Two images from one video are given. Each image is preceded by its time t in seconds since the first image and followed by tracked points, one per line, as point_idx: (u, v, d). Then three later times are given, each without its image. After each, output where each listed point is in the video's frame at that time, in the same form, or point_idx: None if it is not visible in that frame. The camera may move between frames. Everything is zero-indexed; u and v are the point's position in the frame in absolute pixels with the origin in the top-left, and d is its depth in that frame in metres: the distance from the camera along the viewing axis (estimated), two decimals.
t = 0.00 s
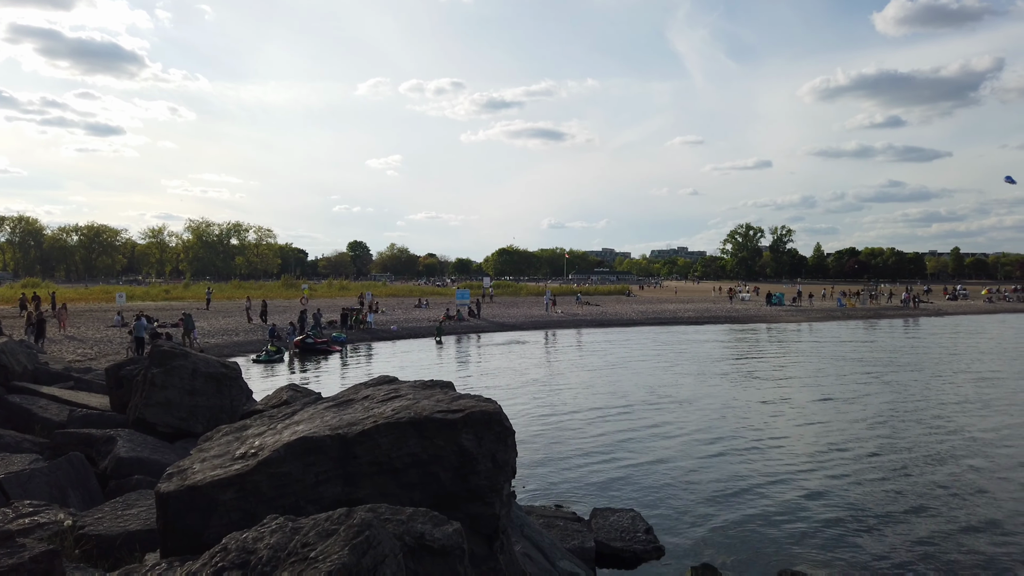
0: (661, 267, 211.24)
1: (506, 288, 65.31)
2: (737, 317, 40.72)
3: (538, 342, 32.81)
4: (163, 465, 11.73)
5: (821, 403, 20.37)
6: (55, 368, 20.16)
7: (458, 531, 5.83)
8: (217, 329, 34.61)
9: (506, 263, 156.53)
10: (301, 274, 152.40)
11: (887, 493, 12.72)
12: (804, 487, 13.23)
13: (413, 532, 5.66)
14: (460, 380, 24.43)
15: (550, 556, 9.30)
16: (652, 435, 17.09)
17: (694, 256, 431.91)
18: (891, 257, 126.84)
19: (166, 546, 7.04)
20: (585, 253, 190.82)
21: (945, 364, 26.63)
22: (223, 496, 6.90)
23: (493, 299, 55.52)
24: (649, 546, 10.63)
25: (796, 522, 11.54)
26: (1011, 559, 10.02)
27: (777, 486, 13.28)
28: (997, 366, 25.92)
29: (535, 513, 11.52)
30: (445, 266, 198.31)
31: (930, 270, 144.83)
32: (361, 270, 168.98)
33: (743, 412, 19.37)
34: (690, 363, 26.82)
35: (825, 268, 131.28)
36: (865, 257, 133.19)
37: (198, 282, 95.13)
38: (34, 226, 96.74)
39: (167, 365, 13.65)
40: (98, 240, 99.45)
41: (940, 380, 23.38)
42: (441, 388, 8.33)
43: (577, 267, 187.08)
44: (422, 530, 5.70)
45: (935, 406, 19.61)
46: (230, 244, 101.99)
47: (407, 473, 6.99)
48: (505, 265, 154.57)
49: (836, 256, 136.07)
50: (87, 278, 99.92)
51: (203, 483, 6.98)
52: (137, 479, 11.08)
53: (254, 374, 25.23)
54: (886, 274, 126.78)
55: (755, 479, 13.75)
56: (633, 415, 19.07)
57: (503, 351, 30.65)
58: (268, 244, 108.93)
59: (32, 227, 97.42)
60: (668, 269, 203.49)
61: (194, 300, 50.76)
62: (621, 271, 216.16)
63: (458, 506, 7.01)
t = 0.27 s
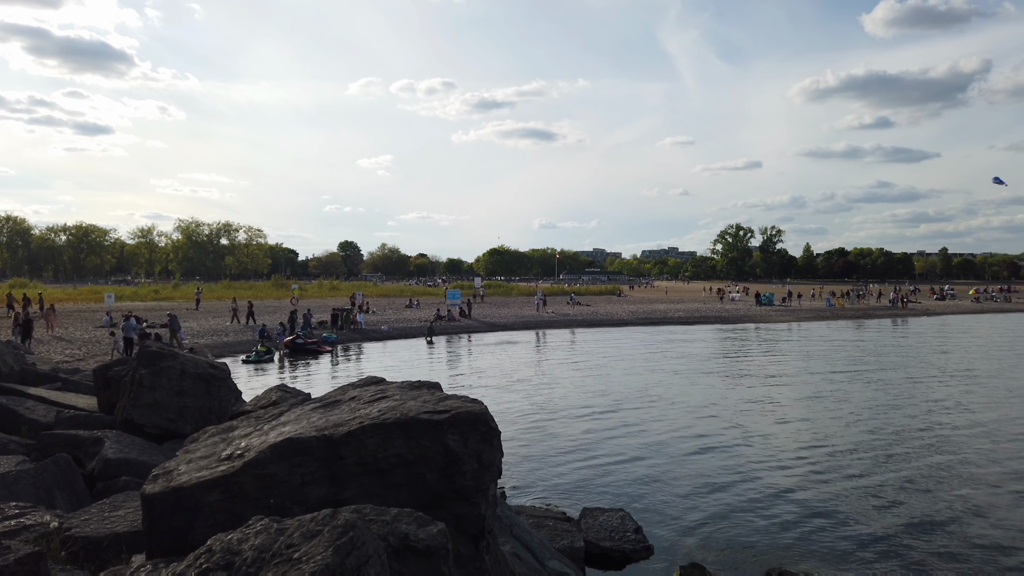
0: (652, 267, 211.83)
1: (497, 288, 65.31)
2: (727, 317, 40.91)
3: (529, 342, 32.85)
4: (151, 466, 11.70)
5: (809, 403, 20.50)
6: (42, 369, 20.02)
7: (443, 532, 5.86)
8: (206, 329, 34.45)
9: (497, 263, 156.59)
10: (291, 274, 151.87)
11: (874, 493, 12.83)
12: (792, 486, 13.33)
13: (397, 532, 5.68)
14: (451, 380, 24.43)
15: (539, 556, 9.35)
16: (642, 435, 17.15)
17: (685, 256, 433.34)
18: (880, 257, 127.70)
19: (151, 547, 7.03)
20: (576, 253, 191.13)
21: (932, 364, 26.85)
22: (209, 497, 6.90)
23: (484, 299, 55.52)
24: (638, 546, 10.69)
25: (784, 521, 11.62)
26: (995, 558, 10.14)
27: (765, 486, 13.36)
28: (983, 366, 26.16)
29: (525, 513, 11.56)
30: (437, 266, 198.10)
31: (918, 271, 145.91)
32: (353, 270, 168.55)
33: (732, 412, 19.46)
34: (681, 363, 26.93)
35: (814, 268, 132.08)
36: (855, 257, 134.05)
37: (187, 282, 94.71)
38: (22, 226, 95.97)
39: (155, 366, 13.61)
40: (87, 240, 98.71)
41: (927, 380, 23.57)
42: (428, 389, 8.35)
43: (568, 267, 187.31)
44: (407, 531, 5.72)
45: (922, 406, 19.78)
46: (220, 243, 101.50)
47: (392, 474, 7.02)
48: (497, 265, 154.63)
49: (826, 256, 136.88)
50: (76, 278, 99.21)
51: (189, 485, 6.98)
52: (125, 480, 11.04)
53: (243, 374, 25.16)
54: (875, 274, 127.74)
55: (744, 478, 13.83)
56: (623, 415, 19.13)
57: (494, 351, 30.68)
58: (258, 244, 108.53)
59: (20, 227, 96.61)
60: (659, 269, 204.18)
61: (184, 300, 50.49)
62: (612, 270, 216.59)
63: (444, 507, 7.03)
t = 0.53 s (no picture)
0: (643, 267, 212.45)
1: (487, 288, 65.35)
2: (717, 318, 41.10)
3: (519, 342, 32.91)
4: (138, 468, 11.65)
5: (796, 402, 20.65)
6: (28, 370, 19.89)
7: (426, 532, 5.90)
8: (195, 330, 34.30)
9: (488, 263, 156.66)
10: (281, 274, 151.34)
11: (859, 490, 12.95)
12: (778, 484, 13.44)
13: (381, 532, 5.72)
14: (441, 380, 24.45)
15: (527, 556, 9.39)
16: (631, 434, 17.24)
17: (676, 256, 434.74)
18: (868, 257, 128.77)
19: (136, 549, 7.03)
20: (567, 253, 191.45)
21: (918, 363, 27.10)
22: (194, 498, 6.91)
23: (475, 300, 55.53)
24: (626, 545, 10.75)
25: (771, 519, 11.72)
26: (977, 553, 10.27)
27: (752, 484, 13.46)
28: (968, 366, 26.43)
29: (513, 513, 11.61)
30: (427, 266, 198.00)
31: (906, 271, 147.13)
32: (343, 270, 168.14)
33: (720, 411, 19.57)
34: (669, 363, 27.07)
35: (803, 268, 132.94)
36: (843, 258, 134.99)
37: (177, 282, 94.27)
38: (8, 225, 95.14)
39: (141, 367, 13.55)
40: (74, 240, 97.99)
41: (913, 380, 23.81)
42: (414, 389, 8.38)
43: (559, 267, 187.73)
44: (391, 531, 5.76)
45: (907, 405, 19.95)
46: (209, 243, 100.97)
47: (378, 475, 7.04)
48: (488, 265, 154.66)
49: (814, 257, 137.74)
50: (63, 279, 98.45)
51: (174, 486, 6.98)
52: (111, 482, 10.99)
53: (232, 375, 25.10)
54: (863, 274, 128.69)
55: (731, 477, 13.93)
56: (612, 414, 19.22)
57: (484, 351, 30.73)
58: (248, 244, 108.16)
59: (6, 227, 95.75)
60: (649, 269, 204.99)
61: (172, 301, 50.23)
62: (603, 270, 217.13)
63: (429, 507, 7.07)
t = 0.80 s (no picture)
0: (628, 267, 213.37)
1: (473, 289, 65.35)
2: (700, 318, 41.43)
3: (504, 343, 32.98)
4: (117, 470, 11.56)
5: (778, 400, 20.87)
6: (5, 372, 19.64)
7: (405, 531, 5.93)
8: (177, 330, 34.02)
9: (474, 263, 156.56)
10: (265, 275, 150.25)
11: (837, 487, 13.14)
12: (759, 482, 13.60)
13: (359, 531, 5.75)
14: (425, 380, 24.46)
15: (510, 555, 9.44)
16: (614, 433, 17.36)
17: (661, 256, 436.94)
18: (849, 258, 130.27)
19: (114, 550, 7.01)
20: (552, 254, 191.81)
21: (896, 363, 27.51)
22: (172, 499, 6.89)
23: (460, 300, 55.52)
24: (609, 544, 10.83)
25: (751, 515, 11.86)
26: (951, 546, 10.46)
27: (732, 482, 13.61)
28: (945, 365, 26.86)
29: (496, 513, 11.66)
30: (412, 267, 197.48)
31: (886, 271, 148.97)
32: (327, 270, 167.27)
33: (702, 410, 19.74)
34: (652, 363, 27.26)
35: (786, 268, 134.23)
36: (825, 258, 136.45)
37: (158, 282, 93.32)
38: None
39: (121, 368, 13.42)
40: (53, 240, 96.69)
41: (891, 379, 24.16)
42: (394, 390, 8.41)
43: (545, 267, 188.01)
44: (370, 529, 5.80)
45: (885, 404, 20.26)
46: (191, 243, 100.05)
47: (358, 475, 7.06)
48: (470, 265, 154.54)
49: (797, 257, 139.13)
50: (42, 279, 97.15)
51: (152, 487, 6.96)
52: (91, 484, 10.89)
53: (214, 376, 24.94)
54: (844, 275, 130.15)
55: (712, 475, 14.08)
56: (596, 414, 19.34)
57: (468, 352, 30.76)
58: (230, 244, 107.35)
59: None
60: (634, 270, 205.96)
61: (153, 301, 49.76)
62: (588, 271, 217.77)
63: (408, 507, 7.10)
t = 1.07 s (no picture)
0: (606, 267, 214.51)
1: (451, 288, 65.25)
2: (677, 318, 41.84)
3: (482, 343, 33.01)
4: (87, 471, 11.41)
5: (751, 399, 21.16)
6: None
7: (376, 529, 5.97)
8: (150, 331, 33.53)
9: (452, 263, 156.24)
10: (240, 275, 148.44)
11: (808, 482, 13.37)
12: (732, 478, 13.79)
13: (330, 531, 5.76)
14: (402, 381, 24.40)
15: (486, 554, 9.49)
16: (590, 432, 17.48)
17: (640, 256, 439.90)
18: (823, 258, 132.35)
19: (82, 552, 6.94)
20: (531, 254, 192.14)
21: (867, 362, 28.03)
22: (142, 500, 6.84)
23: (438, 300, 55.41)
24: (585, 542, 10.93)
25: (724, 512, 12.03)
26: (916, 535, 10.71)
27: (706, 479, 13.79)
28: (913, 364, 27.46)
29: (472, 512, 11.70)
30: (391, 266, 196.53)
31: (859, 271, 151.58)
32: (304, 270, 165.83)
33: (678, 408, 19.95)
34: (629, 362, 27.49)
35: (761, 268, 135.96)
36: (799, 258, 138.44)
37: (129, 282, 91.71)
38: None
39: (91, 369, 13.24)
40: (22, 239, 94.66)
41: (862, 377, 24.63)
42: (367, 389, 8.41)
43: (523, 267, 188.36)
44: (341, 528, 5.82)
45: (855, 401, 20.65)
46: (164, 243, 98.59)
47: (330, 474, 7.07)
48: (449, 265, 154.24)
49: (772, 257, 140.98)
50: (9, 279, 95.06)
51: (121, 488, 6.90)
52: (60, 486, 10.73)
53: (188, 377, 24.64)
54: (818, 275, 132.19)
55: (686, 472, 14.25)
56: (572, 413, 19.46)
57: (445, 352, 30.73)
58: (204, 244, 105.94)
59: None
60: (612, 269, 207.15)
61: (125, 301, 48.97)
62: (567, 271, 218.51)
63: (380, 505, 7.12)
